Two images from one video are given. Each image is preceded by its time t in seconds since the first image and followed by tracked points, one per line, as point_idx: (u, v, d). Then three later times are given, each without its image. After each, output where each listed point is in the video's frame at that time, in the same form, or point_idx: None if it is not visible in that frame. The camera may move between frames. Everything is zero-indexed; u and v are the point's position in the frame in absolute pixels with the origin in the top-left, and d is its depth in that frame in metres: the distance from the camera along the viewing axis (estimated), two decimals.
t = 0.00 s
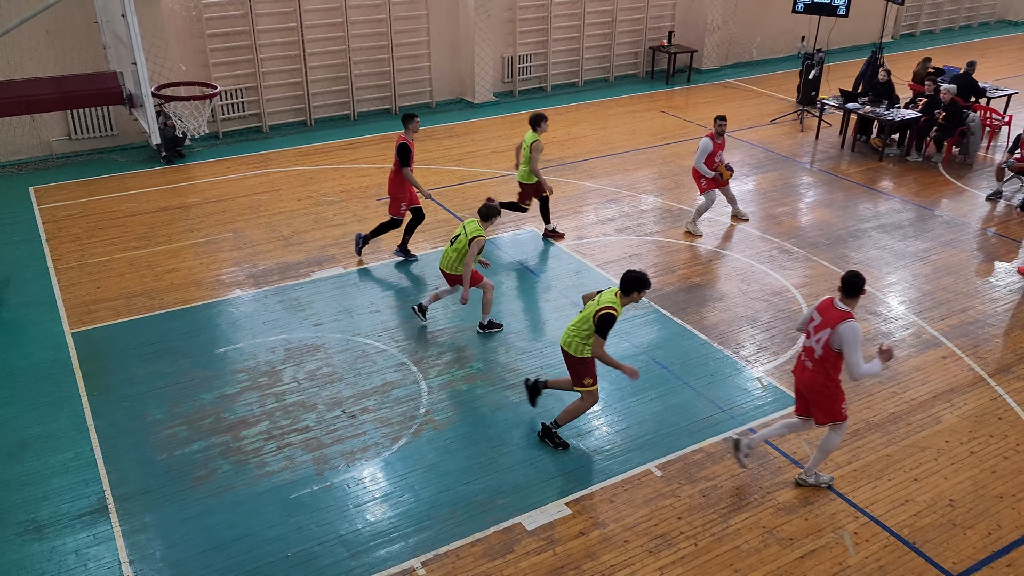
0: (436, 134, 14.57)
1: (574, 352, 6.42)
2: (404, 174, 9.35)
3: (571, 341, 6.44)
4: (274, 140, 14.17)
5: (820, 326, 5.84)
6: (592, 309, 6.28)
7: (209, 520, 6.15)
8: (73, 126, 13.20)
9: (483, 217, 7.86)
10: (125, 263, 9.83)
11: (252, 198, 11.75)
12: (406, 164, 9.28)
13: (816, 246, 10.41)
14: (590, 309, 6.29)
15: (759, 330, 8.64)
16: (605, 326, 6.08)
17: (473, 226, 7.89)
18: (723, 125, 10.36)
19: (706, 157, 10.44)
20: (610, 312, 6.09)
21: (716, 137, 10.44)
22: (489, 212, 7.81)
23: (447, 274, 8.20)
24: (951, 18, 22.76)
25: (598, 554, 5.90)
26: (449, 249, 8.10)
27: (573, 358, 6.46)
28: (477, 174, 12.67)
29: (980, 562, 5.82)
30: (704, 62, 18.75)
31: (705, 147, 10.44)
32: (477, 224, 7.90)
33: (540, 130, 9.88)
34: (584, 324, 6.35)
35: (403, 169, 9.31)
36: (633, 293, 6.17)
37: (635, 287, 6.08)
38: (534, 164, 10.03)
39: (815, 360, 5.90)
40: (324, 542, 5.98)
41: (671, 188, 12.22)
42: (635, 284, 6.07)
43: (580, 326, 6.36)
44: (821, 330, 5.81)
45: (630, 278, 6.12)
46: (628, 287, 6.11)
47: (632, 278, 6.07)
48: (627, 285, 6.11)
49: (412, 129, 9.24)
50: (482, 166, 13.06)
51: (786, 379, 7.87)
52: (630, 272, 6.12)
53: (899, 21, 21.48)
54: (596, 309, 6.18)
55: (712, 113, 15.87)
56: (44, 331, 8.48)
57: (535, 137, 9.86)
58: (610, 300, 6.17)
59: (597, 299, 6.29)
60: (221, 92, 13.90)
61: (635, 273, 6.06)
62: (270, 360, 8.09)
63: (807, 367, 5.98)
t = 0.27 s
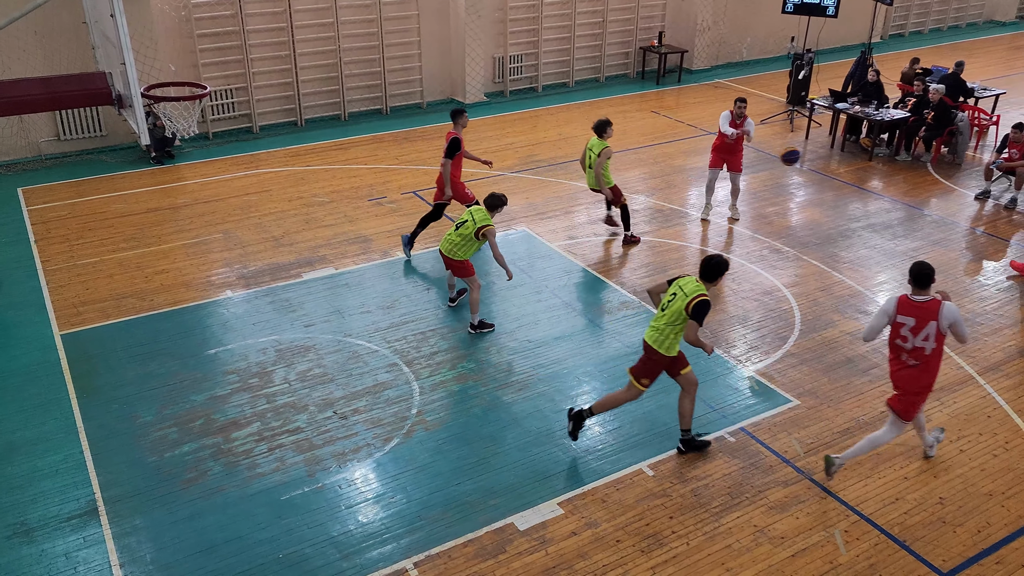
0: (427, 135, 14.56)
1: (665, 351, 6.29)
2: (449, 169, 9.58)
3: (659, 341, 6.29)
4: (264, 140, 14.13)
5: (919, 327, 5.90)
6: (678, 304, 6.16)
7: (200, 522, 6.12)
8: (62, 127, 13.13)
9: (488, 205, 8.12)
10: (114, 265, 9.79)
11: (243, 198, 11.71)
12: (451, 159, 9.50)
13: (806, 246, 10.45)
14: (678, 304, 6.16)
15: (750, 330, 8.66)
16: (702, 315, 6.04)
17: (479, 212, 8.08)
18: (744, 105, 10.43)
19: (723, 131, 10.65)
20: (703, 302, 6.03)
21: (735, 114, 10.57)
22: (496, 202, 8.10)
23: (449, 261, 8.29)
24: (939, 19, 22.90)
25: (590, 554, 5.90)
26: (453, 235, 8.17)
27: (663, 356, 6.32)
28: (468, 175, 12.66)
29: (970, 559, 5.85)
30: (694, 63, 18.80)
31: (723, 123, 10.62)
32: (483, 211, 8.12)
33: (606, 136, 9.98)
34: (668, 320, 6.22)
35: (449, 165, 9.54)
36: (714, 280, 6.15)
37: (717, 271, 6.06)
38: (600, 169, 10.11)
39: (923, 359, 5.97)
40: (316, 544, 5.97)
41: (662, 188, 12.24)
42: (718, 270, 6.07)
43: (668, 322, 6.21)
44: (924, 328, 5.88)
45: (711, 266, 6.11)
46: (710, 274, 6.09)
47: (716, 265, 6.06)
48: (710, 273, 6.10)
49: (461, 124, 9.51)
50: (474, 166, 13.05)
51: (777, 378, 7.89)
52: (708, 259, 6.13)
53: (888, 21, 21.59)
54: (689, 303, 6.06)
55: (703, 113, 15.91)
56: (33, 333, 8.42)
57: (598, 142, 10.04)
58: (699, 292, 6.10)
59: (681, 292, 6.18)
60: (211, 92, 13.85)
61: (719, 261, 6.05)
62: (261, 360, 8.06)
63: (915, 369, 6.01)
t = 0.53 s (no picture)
0: (417, 135, 14.55)
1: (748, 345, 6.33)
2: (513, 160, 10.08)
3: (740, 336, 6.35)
4: (254, 141, 14.08)
5: (999, 336, 5.99)
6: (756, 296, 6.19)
7: (190, 524, 6.10)
8: (50, 128, 13.05)
9: (474, 186, 8.32)
10: (103, 266, 9.74)
11: (232, 199, 11.67)
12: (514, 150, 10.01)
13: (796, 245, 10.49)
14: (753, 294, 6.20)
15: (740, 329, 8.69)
16: (775, 301, 6.02)
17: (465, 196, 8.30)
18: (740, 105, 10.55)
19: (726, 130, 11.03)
20: (777, 289, 6.02)
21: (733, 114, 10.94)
22: (479, 181, 8.34)
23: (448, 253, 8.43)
24: (927, 19, 23.03)
25: (581, 553, 5.91)
26: (448, 226, 8.30)
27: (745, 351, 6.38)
28: (458, 175, 12.66)
29: (958, 556, 5.88)
30: (684, 63, 18.84)
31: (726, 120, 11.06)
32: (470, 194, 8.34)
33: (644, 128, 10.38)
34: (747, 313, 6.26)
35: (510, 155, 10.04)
36: (791, 269, 6.17)
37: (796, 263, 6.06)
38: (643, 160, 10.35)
39: (1006, 367, 6.08)
40: (307, 545, 5.96)
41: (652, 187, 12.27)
42: (798, 260, 6.07)
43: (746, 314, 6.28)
44: (1005, 336, 5.97)
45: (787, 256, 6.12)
46: (787, 263, 6.11)
47: (794, 254, 6.07)
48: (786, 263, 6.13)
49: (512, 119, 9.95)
50: (464, 166, 13.05)
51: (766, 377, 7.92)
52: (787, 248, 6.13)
53: (876, 21, 21.70)
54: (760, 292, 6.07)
55: (693, 113, 15.95)
56: (20, 335, 8.37)
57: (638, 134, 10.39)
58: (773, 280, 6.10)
59: (757, 285, 6.19)
60: (200, 92, 13.79)
61: (794, 250, 6.08)
62: (251, 362, 8.03)
63: (1005, 378, 6.11)
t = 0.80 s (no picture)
0: (406, 135, 14.52)
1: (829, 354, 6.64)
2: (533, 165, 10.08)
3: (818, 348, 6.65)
4: (242, 141, 14.02)
5: None
6: (828, 309, 6.50)
7: (178, 526, 6.07)
8: (36, 128, 12.96)
9: (458, 168, 8.46)
10: (89, 267, 9.67)
11: (220, 199, 11.62)
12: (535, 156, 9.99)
13: (784, 244, 10.53)
14: (827, 308, 6.51)
15: (729, 328, 8.71)
16: (852, 309, 6.34)
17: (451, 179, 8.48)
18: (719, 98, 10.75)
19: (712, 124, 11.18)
20: (851, 299, 6.33)
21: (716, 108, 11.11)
22: (462, 162, 8.46)
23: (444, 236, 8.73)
24: (913, 19, 23.16)
25: (571, 553, 5.91)
26: (443, 212, 8.53)
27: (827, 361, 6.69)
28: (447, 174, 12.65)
29: (946, 553, 5.92)
30: (672, 63, 18.88)
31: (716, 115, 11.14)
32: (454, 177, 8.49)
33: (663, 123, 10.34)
34: (823, 326, 6.56)
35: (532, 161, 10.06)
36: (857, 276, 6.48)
37: (865, 273, 6.38)
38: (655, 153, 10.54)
39: None
40: (296, 546, 5.93)
41: (641, 187, 12.29)
42: (865, 267, 6.37)
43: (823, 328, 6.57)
44: None
45: (851, 265, 6.42)
46: (853, 272, 6.40)
47: (862, 265, 6.34)
48: (851, 273, 6.42)
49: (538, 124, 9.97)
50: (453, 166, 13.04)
51: (755, 375, 7.95)
52: (848, 259, 6.41)
53: (863, 21, 21.82)
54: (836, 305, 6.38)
55: (681, 112, 15.99)
56: (6, 337, 8.30)
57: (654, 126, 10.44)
58: (847, 290, 6.40)
59: (827, 296, 6.52)
60: (187, 92, 13.72)
61: (858, 258, 6.36)
62: (239, 363, 8.00)
63: None
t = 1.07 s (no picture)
0: (393, 133, 14.49)
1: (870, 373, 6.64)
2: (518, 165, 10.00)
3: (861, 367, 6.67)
4: (228, 139, 13.95)
5: None
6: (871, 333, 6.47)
7: (165, 527, 6.03)
8: (19, 126, 12.84)
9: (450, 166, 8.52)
10: (74, 266, 9.60)
11: (206, 198, 11.56)
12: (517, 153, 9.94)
13: (771, 242, 10.58)
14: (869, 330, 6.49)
15: (716, 326, 8.75)
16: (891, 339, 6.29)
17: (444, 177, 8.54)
18: (689, 89, 11.11)
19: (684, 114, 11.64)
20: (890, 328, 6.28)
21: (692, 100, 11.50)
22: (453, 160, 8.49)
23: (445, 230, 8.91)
24: (898, 18, 23.30)
25: (560, 550, 5.92)
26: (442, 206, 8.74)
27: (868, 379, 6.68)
28: (434, 173, 12.62)
29: (931, 548, 5.97)
30: (660, 61, 18.93)
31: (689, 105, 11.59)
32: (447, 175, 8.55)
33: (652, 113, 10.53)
34: (868, 348, 6.56)
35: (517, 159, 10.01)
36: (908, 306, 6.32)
37: (912, 303, 6.22)
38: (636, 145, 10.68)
39: None
40: (284, 546, 5.91)
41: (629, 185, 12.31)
42: (912, 299, 6.21)
43: (867, 350, 6.58)
44: None
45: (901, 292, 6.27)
46: (902, 300, 6.26)
47: (905, 294, 6.20)
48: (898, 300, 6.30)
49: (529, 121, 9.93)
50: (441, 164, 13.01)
51: (742, 372, 7.98)
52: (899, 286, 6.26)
53: (848, 20, 21.95)
54: (877, 329, 6.35)
55: (669, 111, 16.02)
56: None
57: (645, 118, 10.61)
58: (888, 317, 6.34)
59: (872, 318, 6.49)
60: (172, 90, 13.63)
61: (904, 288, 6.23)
62: (226, 362, 7.96)
63: None
